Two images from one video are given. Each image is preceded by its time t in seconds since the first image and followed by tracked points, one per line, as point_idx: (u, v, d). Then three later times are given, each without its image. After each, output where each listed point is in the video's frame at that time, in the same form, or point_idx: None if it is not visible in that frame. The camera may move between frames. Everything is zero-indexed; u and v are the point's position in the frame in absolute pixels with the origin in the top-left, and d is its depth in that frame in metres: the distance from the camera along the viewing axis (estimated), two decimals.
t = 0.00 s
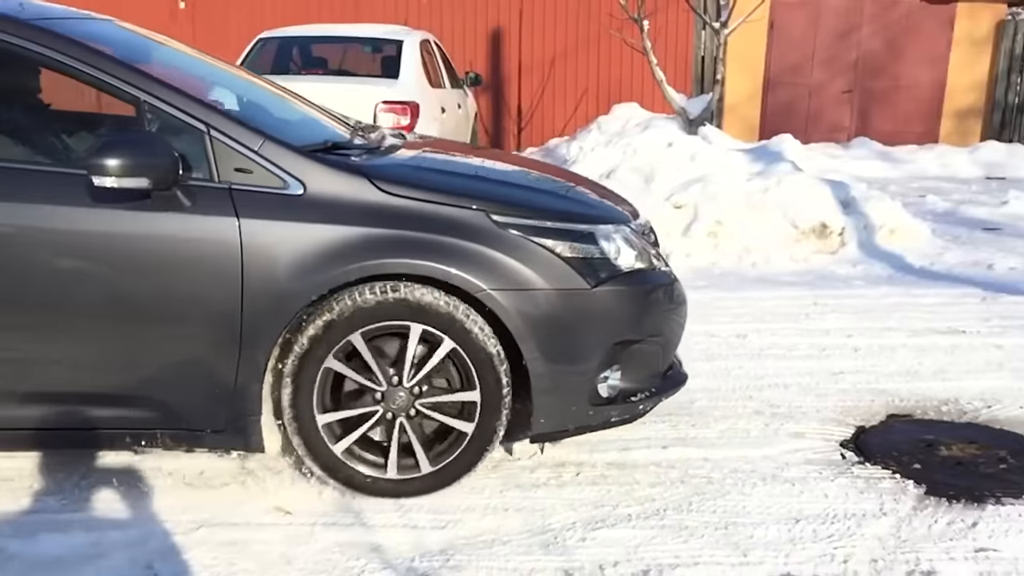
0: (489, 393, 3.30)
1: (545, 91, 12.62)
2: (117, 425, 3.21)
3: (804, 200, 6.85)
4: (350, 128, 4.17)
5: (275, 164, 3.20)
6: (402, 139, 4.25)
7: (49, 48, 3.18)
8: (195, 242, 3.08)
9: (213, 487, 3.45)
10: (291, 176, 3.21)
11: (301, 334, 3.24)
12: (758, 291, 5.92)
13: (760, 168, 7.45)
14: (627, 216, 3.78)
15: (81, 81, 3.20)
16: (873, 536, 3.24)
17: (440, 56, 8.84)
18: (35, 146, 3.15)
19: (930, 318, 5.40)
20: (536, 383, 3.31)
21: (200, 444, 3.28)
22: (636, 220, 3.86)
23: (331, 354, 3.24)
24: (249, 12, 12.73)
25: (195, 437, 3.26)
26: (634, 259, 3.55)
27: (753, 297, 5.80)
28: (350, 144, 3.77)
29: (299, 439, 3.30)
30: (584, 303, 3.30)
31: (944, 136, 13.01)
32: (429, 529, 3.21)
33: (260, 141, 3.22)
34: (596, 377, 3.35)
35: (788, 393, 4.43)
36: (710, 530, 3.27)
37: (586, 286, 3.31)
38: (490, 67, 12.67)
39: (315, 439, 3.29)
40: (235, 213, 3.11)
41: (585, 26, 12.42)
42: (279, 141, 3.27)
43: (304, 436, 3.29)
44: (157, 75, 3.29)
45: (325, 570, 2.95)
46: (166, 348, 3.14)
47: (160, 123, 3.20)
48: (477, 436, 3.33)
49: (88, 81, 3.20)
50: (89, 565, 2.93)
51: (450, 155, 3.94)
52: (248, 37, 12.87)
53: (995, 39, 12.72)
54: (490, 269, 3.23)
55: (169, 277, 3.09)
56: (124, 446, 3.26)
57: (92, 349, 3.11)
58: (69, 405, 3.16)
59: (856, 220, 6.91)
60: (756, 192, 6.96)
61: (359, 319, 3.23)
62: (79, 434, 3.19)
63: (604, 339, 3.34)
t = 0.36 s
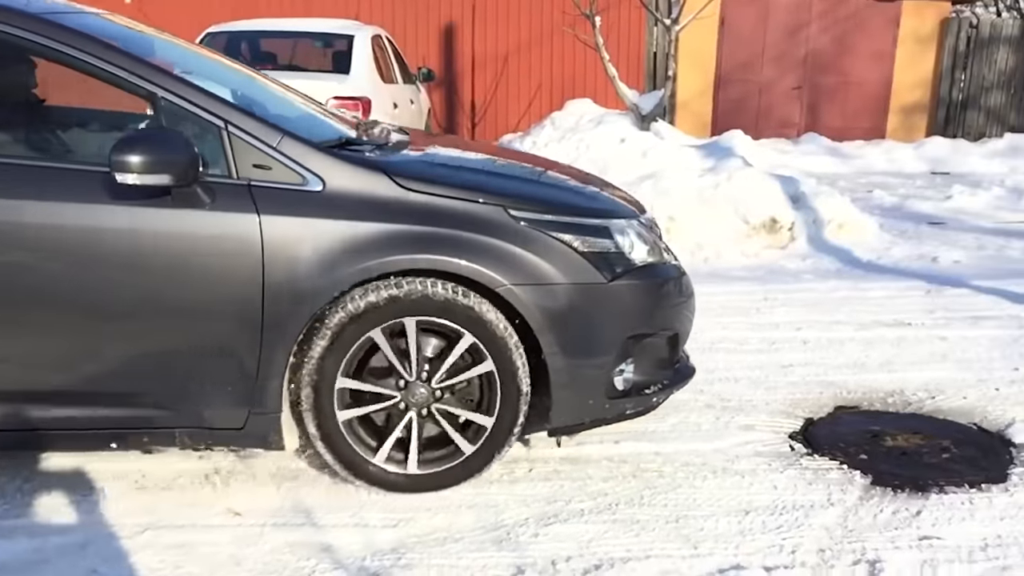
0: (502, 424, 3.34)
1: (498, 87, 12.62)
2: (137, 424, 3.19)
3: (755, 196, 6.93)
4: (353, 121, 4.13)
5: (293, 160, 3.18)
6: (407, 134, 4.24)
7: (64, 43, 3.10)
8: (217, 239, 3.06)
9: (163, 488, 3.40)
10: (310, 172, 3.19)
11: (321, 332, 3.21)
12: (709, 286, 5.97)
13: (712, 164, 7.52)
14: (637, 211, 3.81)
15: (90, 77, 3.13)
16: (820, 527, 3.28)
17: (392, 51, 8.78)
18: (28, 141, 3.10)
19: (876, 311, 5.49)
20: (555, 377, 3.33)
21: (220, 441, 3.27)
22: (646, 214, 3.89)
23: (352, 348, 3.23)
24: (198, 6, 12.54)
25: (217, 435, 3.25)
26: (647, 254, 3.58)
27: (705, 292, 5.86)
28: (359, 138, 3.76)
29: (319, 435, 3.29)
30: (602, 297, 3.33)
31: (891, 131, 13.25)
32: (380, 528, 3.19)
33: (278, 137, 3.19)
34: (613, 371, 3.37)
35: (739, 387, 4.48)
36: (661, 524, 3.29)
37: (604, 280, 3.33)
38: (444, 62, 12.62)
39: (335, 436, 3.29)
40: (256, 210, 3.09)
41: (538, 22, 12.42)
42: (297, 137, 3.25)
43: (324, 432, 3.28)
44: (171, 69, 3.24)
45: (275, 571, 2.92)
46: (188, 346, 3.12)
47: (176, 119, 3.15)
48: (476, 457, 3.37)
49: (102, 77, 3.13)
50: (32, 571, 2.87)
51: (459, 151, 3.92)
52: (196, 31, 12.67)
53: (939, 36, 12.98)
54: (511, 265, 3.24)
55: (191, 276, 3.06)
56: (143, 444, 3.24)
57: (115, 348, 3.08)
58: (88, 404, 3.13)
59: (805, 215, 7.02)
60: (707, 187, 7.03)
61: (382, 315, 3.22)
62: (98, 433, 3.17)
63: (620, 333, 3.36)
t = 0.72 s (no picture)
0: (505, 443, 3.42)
1: (453, 84, 12.60)
2: (156, 425, 3.17)
3: (707, 193, 7.00)
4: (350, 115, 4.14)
5: (313, 158, 3.20)
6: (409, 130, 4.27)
7: (82, 42, 3.07)
8: (240, 238, 3.06)
9: (110, 494, 3.34)
10: (329, 170, 3.21)
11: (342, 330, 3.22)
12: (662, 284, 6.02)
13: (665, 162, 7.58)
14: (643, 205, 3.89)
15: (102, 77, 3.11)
16: (769, 520, 3.33)
17: (344, 49, 8.72)
18: (23, 138, 3.05)
19: (825, 307, 5.58)
20: (573, 372, 3.39)
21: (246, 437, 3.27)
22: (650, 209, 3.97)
23: (375, 342, 3.25)
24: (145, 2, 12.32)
25: (237, 434, 3.25)
26: (658, 249, 3.67)
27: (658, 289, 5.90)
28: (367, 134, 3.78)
29: (339, 432, 3.30)
30: (616, 291, 3.40)
31: (841, 129, 13.49)
32: (332, 530, 3.18)
33: (297, 135, 3.21)
34: (627, 365, 3.45)
35: (692, 383, 4.52)
36: (613, 520, 3.31)
37: (618, 275, 3.41)
38: (397, 60, 12.56)
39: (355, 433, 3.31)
40: (278, 208, 3.10)
41: (492, 19, 12.42)
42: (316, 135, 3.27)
43: (345, 430, 3.30)
44: (183, 66, 3.22)
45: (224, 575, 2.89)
46: (208, 345, 3.12)
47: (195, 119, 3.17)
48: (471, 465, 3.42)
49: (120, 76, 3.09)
50: None
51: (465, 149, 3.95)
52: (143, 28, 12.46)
53: (885, 36, 13.25)
54: (531, 259, 3.30)
55: (211, 275, 3.06)
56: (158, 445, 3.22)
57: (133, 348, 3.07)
58: (107, 406, 3.11)
59: (756, 211, 7.11)
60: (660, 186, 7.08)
61: (410, 306, 3.24)
62: (117, 435, 3.15)
63: (634, 327, 3.44)
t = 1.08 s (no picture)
0: (501, 450, 3.51)
1: (401, 83, 12.53)
2: (170, 424, 3.18)
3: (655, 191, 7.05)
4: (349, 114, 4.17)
5: (328, 155, 3.25)
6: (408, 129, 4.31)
7: (91, 38, 3.07)
8: (254, 237, 3.09)
9: (48, 501, 3.27)
10: (344, 168, 3.26)
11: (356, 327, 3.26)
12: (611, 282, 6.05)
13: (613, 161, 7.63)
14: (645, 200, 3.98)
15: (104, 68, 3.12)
16: (715, 515, 3.37)
17: (291, 47, 8.63)
18: (20, 135, 3.06)
19: (770, 304, 5.66)
20: (582, 365, 3.49)
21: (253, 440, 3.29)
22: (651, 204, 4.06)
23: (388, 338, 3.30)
24: None
25: (252, 432, 3.27)
26: (661, 245, 3.76)
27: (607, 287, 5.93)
28: (371, 132, 3.82)
29: (353, 427, 3.35)
30: (622, 287, 3.49)
31: (785, 129, 13.70)
32: (278, 533, 3.15)
33: (311, 133, 3.25)
34: (634, 358, 3.54)
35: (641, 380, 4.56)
36: (562, 518, 3.32)
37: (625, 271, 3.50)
38: (345, 59, 12.45)
39: (369, 429, 3.36)
40: (292, 206, 3.13)
41: (440, 18, 12.39)
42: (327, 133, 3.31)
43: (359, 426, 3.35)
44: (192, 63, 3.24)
45: None
46: (219, 343, 3.13)
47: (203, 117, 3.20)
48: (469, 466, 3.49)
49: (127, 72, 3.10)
50: None
51: (468, 145, 4.00)
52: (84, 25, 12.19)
53: (828, 37, 13.50)
54: (542, 255, 3.39)
55: (221, 274, 3.07)
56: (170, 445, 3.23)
57: (139, 348, 3.07)
58: (119, 406, 3.12)
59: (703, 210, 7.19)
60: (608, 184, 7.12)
61: (432, 301, 3.30)
62: (128, 435, 3.15)
63: (640, 322, 3.54)
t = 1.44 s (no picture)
0: (507, 448, 3.57)
1: (352, 81, 12.44)
2: (185, 421, 3.20)
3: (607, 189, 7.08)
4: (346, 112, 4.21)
5: (341, 153, 3.29)
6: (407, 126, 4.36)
7: (104, 35, 3.08)
8: (272, 234, 3.12)
9: None
10: (357, 166, 3.30)
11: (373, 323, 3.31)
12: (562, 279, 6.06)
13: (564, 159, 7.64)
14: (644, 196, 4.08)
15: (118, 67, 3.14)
16: (665, 510, 3.40)
17: (238, 43, 8.51)
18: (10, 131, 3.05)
19: (719, 300, 5.72)
20: (592, 359, 3.57)
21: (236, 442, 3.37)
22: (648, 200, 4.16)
23: (404, 334, 3.34)
24: None
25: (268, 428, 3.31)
26: (663, 240, 3.86)
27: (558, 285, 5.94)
28: (377, 129, 3.87)
29: (368, 422, 3.39)
30: (629, 281, 3.58)
31: (734, 127, 13.87)
32: (225, 537, 3.10)
33: (324, 130, 3.29)
34: (640, 352, 3.64)
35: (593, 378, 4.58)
36: (513, 516, 3.33)
37: (631, 266, 3.59)
38: (294, 56, 12.31)
39: (384, 424, 3.40)
40: (308, 204, 3.17)
41: (390, 16, 12.34)
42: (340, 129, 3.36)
43: (374, 420, 3.39)
44: (203, 60, 3.26)
45: None
46: (231, 339, 3.15)
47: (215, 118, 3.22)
48: (467, 464, 3.53)
49: (140, 70, 3.11)
50: None
51: (471, 142, 4.07)
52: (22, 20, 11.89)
53: (775, 37, 13.73)
54: (552, 250, 3.47)
55: (234, 270, 3.10)
56: (182, 443, 3.25)
57: (148, 344, 3.08)
58: (132, 403, 3.12)
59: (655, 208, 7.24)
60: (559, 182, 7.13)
61: (447, 297, 3.35)
62: (140, 433, 3.16)
63: (646, 316, 3.63)
